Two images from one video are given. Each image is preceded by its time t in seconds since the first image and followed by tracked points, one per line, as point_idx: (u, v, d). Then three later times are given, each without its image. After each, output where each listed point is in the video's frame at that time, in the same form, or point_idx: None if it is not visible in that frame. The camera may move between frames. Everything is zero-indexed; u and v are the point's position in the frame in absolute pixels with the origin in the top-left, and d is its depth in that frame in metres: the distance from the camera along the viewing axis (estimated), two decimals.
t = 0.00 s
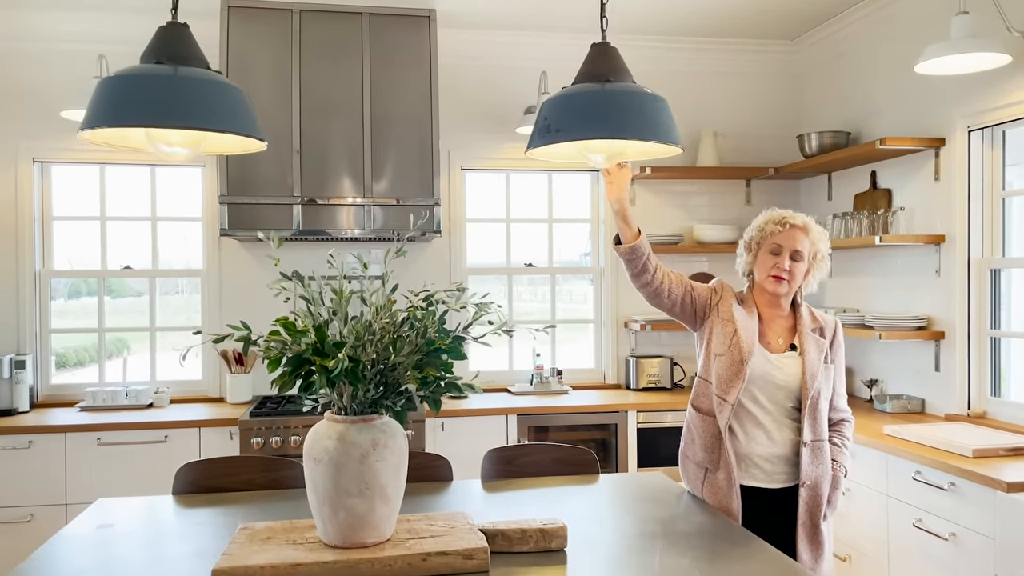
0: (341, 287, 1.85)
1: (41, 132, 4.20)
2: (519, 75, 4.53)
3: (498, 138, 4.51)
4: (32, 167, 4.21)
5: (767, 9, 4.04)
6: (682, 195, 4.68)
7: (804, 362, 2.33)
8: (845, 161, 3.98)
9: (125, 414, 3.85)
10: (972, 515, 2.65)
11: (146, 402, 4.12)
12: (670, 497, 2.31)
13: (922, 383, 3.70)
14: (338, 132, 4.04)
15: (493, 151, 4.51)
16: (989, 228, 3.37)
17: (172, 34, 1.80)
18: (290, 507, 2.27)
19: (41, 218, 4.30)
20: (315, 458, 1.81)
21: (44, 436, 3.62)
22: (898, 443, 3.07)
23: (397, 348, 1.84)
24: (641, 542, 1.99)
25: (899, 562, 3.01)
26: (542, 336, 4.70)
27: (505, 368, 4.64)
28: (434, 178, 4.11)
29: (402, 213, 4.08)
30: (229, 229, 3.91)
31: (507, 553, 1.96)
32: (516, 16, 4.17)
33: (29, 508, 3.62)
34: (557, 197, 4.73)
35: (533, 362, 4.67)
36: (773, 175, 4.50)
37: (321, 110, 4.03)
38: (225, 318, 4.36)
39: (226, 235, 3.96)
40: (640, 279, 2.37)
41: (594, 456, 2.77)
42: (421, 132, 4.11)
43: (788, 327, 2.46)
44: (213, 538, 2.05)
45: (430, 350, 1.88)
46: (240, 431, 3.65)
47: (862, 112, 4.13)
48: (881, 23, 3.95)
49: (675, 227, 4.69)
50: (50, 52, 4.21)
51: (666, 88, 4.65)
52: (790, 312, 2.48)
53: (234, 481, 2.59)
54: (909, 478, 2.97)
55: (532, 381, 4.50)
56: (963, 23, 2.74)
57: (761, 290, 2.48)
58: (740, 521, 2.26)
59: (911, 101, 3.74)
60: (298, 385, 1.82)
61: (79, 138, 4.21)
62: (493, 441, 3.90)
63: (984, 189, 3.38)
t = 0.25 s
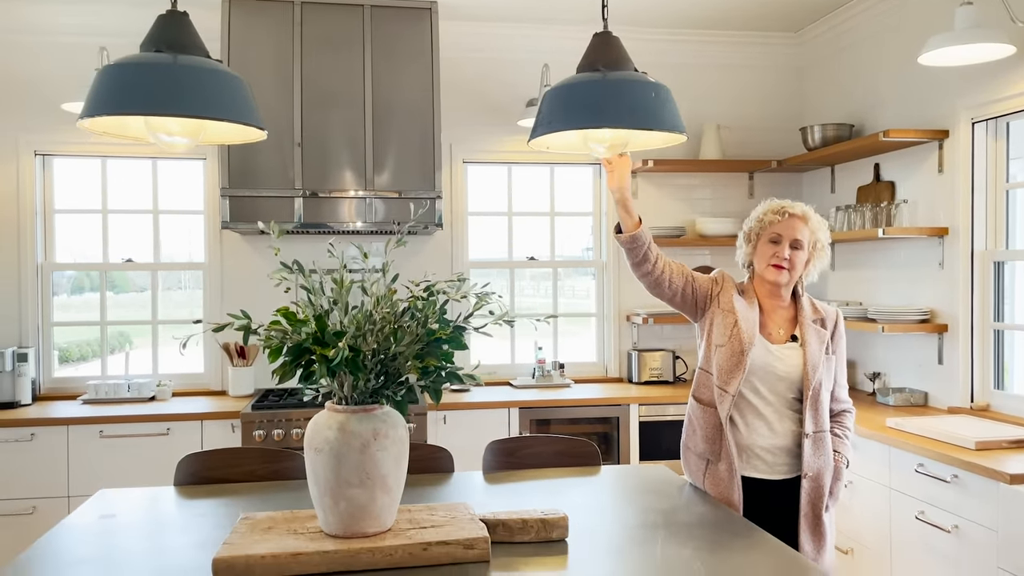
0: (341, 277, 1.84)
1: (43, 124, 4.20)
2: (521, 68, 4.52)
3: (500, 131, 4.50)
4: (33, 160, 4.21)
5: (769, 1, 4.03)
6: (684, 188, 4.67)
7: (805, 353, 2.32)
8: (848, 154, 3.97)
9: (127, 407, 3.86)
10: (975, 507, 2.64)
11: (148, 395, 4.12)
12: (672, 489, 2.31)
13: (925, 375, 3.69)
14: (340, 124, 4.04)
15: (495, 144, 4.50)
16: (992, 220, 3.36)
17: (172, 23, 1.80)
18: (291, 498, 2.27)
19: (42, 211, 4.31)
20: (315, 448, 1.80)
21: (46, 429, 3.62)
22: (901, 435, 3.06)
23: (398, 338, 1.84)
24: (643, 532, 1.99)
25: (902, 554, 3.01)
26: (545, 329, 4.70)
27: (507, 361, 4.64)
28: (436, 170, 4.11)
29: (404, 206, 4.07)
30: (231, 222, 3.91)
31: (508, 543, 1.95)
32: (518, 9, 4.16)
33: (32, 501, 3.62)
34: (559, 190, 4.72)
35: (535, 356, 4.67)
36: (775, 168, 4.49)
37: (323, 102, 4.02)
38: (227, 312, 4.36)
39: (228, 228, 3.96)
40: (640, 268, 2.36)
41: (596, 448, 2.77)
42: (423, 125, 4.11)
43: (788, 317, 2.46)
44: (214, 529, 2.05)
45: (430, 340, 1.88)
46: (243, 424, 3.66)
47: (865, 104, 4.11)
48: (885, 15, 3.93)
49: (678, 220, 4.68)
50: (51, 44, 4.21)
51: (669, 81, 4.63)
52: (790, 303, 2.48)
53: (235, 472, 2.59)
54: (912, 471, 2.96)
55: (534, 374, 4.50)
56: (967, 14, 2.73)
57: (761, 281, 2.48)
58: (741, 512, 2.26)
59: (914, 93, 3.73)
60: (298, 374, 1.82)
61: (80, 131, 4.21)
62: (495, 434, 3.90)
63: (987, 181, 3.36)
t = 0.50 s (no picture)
0: (343, 265, 1.84)
1: (44, 116, 4.19)
2: (523, 59, 4.51)
3: (502, 123, 4.49)
4: (34, 151, 4.21)
5: None
6: (687, 180, 4.66)
7: (807, 342, 2.32)
8: (851, 145, 3.96)
9: (129, 398, 3.86)
10: (977, 497, 2.64)
11: (150, 386, 4.13)
12: (675, 479, 2.31)
13: (927, 367, 3.68)
14: (341, 116, 4.03)
15: (497, 136, 4.49)
16: (996, 211, 3.34)
17: (172, 9, 1.79)
18: (294, 487, 2.27)
19: (44, 202, 4.30)
20: (317, 437, 1.80)
21: (48, 420, 3.63)
22: (903, 426, 3.06)
23: (400, 327, 1.83)
24: (645, 521, 1.99)
25: (904, 545, 3.01)
26: (546, 321, 4.70)
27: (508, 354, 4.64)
28: (438, 162, 4.10)
29: (405, 197, 4.06)
30: (233, 213, 3.91)
31: (510, 531, 1.95)
32: None
33: (34, 492, 3.63)
34: (561, 182, 4.71)
35: (537, 348, 4.67)
36: (778, 159, 4.48)
37: (325, 93, 4.02)
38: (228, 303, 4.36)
39: (230, 219, 3.96)
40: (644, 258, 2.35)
41: (598, 438, 2.77)
42: (425, 117, 4.10)
43: (790, 307, 2.45)
44: (216, 518, 2.05)
45: (432, 328, 1.87)
46: (244, 416, 3.66)
47: (869, 96, 4.10)
48: (888, 5, 3.92)
49: (680, 212, 4.67)
50: (51, 35, 4.20)
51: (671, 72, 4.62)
52: (792, 292, 2.47)
53: (238, 462, 2.59)
54: (915, 461, 2.95)
55: (536, 366, 4.50)
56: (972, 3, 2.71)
57: (763, 270, 2.47)
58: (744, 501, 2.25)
59: (918, 84, 3.72)
60: (300, 362, 1.81)
61: (82, 122, 4.21)
62: (497, 426, 3.90)
63: (991, 172, 3.35)
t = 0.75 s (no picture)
0: (345, 256, 1.83)
1: (44, 109, 4.19)
2: (524, 52, 4.50)
3: (502, 116, 4.49)
4: (35, 145, 4.21)
5: None
6: (688, 173, 4.66)
7: (809, 334, 2.32)
8: (852, 138, 3.95)
9: (130, 391, 3.87)
10: (978, 489, 2.65)
11: (151, 379, 4.13)
12: (676, 471, 2.31)
13: (928, 360, 3.69)
14: (342, 109, 4.03)
15: (498, 129, 4.49)
16: (997, 204, 3.34)
17: None
18: (296, 478, 2.28)
19: (44, 195, 4.30)
20: (320, 427, 1.81)
21: (50, 413, 3.63)
22: (903, 419, 3.06)
23: (402, 318, 1.83)
24: (646, 512, 1.99)
25: (904, 536, 3.02)
26: (547, 315, 4.70)
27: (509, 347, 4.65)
28: (438, 154, 4.09)
29: (406, 190, 4.06)
30: (234, 206, 3.91)
31: (512, 522, 1.96)
32: None
33: (37, 484, 3.64)
34: (561, 175, 4.71)
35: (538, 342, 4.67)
36: (779, 153, 4.48)
37: (325, 86, 4.01)
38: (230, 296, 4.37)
39: (230, 212, 3.96)
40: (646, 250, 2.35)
41: (599, 430, 2.77)
42: (426, 110, 4.09)
43: (792, 298, 2.45)
44: (219, 508, 2.06)
45: (434, 319, 1.87)
46: (246, 408, 3.66)
47: (870, 88, 4.10)
48: None
49: (681, 205, 4.67)
50: (51, 28, 4.20)
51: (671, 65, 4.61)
52: (794, 283, 2.48)
53: (240, 453, 2.59)
54: (915, 454, 2.96)
55: (537, 359, 4.51)
56: None
57: (765, 263, 2.48)
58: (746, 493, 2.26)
59: (919, 77, 3.71)
60: (302, 352, 1.82)
61: (82, 115, 4.21)
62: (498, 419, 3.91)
63: (992, 165, 3.35)
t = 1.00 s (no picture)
0: (345, 246, 1.83)
1: (43, 100, 4.18)
2: (524, 43, 4.49)
3: (502, 107, 4.48)
4: (34, 136, 4.20)
5: None
6: (688, 165, 4.66)
7: (810, 325, 2.32)
8: (852, 129, 3.95)
9: (130, 383, 3.87)
10: (977, 480, 2.66)
11: (151, 371, 4.14)
12: (676, 461, 2.32)
13: (927, 351, 3.69)
14: (341, 100, 4.02)
15: (498, 120, 4.48)
16: (997, 195, 3.35)
17: None
18: (296, 468, 2.28)
19: (44, 187, 4.30)
20: (321, 416, 1.81)
21: (50, 404, 3.63)
22: (903, 409, 3.07)
23: (403, 308, 1.83)
24: (646, 501, 2.00)
25: (903, 526, 3.03)
26: (547, 306, 4.71)
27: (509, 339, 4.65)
28: (438, 146, 4.09)
29: (405, 181, 4.05)
30: (233, 198, 3.90)
31: (512, 511, 1.96)
32: None
33: (37, 476, 3.64)
34: (561, 167, 4.70)
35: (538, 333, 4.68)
36: (779, 144, 4.47)
37: (325, 77, 4.01)
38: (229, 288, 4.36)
39: (230, 204, 3.96)
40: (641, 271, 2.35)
41: (598, 421, 2.78)
42: (426, 102, 4.09)
43: (793, 289, 2.45)
44: (220, 498, 2.06)
45: (435, 309, 1.87)
46: (246, 400, 3.67)
47: (870, 80, 4.09)
48: None
49: (681, 197, 4.66)
50: (49, 18, 4.18)
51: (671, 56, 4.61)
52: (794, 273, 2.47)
53: (241, 444, 2.60)
54: (914, 444, 2.97)
55: (537, 351, 4.51)
56: None
57: (764, 253, 2.46)
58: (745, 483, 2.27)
59: (919, 68, 3.71)
60: (303, 342, 1.82)
61: (82, 106, 4.20)
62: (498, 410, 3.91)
63: (992, 156, 3.35)
